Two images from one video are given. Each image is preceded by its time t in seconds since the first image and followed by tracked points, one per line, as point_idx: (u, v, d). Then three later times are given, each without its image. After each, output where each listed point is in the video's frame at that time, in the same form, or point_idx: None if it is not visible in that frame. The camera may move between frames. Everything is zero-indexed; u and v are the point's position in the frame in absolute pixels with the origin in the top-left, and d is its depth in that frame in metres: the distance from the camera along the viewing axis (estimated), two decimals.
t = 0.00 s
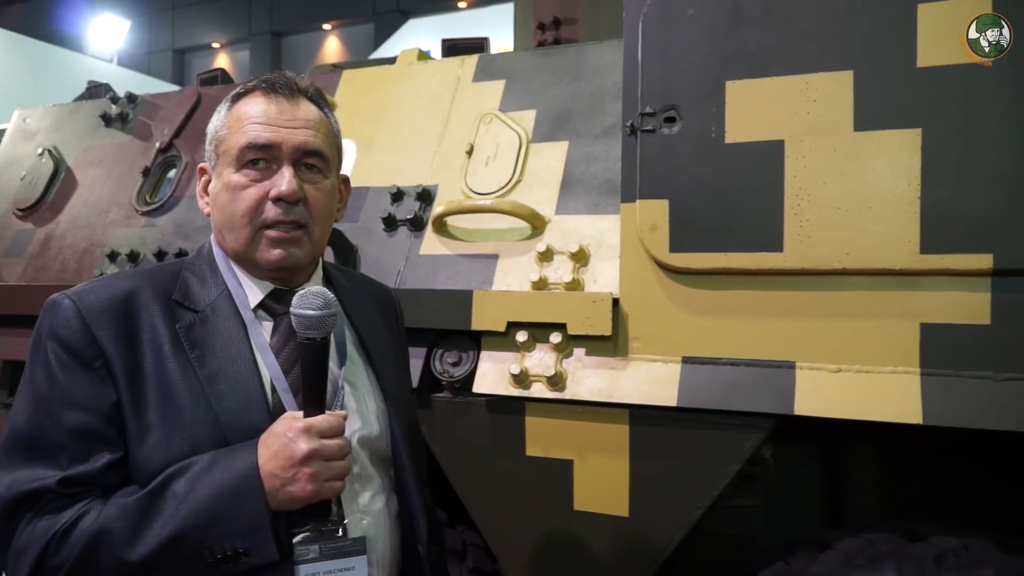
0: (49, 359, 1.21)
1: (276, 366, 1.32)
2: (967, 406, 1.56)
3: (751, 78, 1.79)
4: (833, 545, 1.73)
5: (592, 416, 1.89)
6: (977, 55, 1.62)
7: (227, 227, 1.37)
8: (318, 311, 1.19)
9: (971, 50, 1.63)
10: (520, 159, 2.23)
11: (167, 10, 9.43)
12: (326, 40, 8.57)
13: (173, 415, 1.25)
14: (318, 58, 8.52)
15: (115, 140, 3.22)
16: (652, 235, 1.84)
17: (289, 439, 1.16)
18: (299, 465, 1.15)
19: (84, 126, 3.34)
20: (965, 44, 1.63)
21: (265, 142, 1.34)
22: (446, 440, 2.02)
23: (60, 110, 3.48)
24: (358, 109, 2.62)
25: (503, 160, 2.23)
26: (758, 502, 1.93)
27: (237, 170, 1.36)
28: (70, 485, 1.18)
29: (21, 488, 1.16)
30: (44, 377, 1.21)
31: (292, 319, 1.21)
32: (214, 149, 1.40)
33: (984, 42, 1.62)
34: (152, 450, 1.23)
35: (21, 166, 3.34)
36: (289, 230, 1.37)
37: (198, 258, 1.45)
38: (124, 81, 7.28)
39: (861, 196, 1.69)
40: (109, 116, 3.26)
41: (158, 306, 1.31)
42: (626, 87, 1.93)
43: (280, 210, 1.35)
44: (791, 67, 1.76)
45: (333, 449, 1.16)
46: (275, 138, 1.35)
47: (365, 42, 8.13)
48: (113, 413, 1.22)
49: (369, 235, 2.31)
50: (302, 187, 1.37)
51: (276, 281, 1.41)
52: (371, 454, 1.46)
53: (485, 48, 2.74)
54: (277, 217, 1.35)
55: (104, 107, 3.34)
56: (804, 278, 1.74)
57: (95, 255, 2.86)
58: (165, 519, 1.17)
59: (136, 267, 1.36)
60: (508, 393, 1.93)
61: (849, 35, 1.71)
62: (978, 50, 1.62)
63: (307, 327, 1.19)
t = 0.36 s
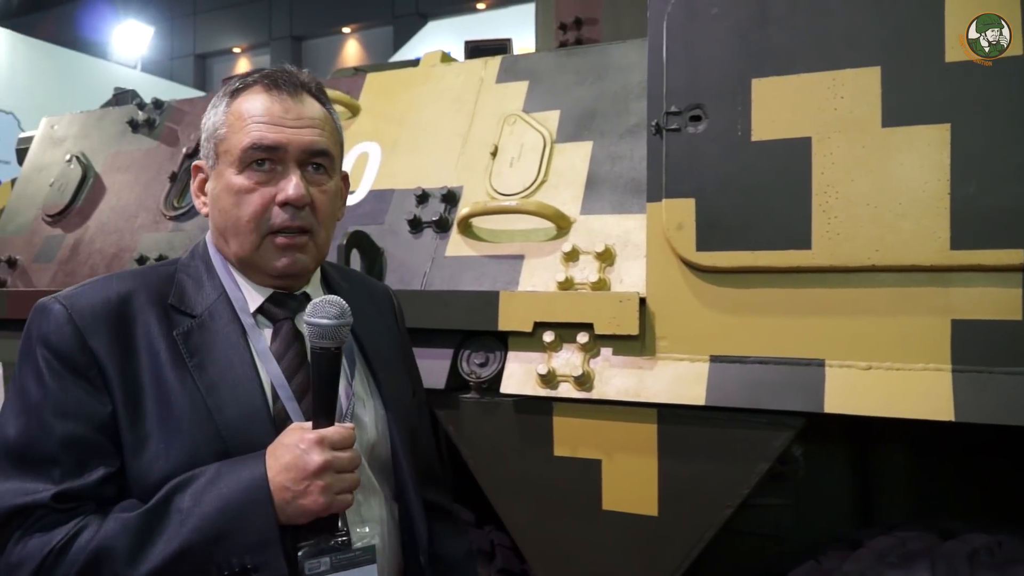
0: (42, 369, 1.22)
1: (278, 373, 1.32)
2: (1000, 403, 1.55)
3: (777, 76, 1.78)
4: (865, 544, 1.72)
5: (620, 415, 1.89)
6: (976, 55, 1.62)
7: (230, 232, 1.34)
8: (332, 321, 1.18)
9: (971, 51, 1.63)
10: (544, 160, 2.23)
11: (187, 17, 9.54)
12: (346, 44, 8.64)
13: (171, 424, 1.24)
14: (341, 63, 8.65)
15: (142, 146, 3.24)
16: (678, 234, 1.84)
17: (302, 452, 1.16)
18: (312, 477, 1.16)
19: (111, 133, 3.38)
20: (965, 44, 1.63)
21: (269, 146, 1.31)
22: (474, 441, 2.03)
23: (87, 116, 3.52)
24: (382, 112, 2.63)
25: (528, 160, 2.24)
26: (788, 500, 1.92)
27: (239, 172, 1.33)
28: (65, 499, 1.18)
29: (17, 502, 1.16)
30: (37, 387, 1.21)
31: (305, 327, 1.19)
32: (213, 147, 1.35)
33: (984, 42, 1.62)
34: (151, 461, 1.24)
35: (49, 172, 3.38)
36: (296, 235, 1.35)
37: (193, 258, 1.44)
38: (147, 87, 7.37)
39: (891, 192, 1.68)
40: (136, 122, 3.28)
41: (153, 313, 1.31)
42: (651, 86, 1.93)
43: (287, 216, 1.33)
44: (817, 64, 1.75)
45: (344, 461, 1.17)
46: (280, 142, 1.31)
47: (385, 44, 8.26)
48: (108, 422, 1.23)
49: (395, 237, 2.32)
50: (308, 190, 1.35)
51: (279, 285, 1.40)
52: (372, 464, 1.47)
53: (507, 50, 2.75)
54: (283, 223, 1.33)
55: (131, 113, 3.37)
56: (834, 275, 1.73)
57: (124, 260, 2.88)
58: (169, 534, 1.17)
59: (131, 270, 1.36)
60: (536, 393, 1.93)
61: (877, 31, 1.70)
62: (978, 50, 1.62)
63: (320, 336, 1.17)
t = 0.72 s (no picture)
0: (43, 379, 1.17)
1: (288, 384, 1.32)
2: (1019, 404, 1.55)
3: (796, 79, 1.79)
4: (882, 545, 1.73)
5: (637, 416, 1.89)
6: (976, 55, 1.64)
7: (251, 242, 1.33)
8: (359, 334, 1.17)
9: (971, 51, 1.65)
10: (562, 162, 2.24)
11: (200, 19, 9.60)
12: (361, 46, 8.70)
13: (185, 434, 1.23)
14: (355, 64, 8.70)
15: (161, 148, 3.26)
16: (697, 236, 1.85)
17: (328, 465, 1.17)
18: (339, 490, 1.18)
19: (131, 135, 3.40)
20: (965, 44, 1.65)
21: (303, 162, 1.30)
22: (492, 442, 2.04)
23: (107, 119, 3.55)
24: (401, 114, 2.65)
25: (546, 163, 2.25)
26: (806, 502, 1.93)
27: (266, 184, 1.31)
28: (74, 514, 1.14)
29: (23, 519, 1.11)
30: (39, 399, 1.16)
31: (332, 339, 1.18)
32: (234, 152, 1.32)
33: (984, 42, 1.64)
34: (162, 473, 1.22)
35: (70, 174, 3.41)
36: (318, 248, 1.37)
37: (188, 260, 1.41)
38: (164, 91, 7.45)
39: (909, 195, 1.69)
40: (156, 125, 3.30)
41: (157, 320, 1.29)
42: (670, 90, 1.94)
43: (314, 231, 1.34)
44: (836, 67, 1.76)
45: (369, 473, 1.19)
46: (314, 158, 1.31)
47: (399, 47, 8.34)
48: (115, 434, 1.20)
49: (413, 240, 2.33)
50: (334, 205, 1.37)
51: (289, 294, 1.40)
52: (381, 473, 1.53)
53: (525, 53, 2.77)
54: (310, 238, 1.34)
55: (151, 116, 3.40)
56: (852, 278, 1.74)
57: (144, 262, 2.90)
58: (192, 549, 1.15)
59: (125, 272, 1.32)
60: (554, 394, 1.95)
61: (896, 34, 1.71)
62: (978, 50, 1.64)
63: (346, 349, 1.16)
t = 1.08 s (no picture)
0: (56, 391, 1.14)
1: (295, 382, 1.37)
2: (1016, 409, 1.57)
3: (800, 85, 1.81)
4: (881, 548, 1.74)
5: (639, 418, 1.91)
6: (976, 56, 1.66)
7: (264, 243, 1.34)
8: (383, 325, 1.25)
9: (972, 50, 1.67)
10: (567, 165, 2.26)
11: (204, 17, 9.60)
12: (364, 46, 8.71)
13: (207, 435, 1.24)
14: (357, 64, 8.71)
15: (166, 147, 3.27)
16: (700, 240, 1.86)
17: (362, 452, 1.24)
18: (373, 476, 1.24)
19: (137, 133, 3.41)
20: (965, 44, 1.67)
21: (317, 160, 1.33)
22: (494, 442, 2.06)
23: (113, 117, 3.55)
24: (406, 115, 2.67)
25: (550, 166, 2.27)
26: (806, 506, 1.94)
27: (279, 184, 1.32)
28: (108, 526, 1.13)
29: (55, 536, 1.09)
30: (53, 412, 1.14)
31: (357, 329, 1.26)
32: (242, 154, 1.30)
33: (984, 42, 1.66)
34: (187, 476, 1.23)
35: (75, 172, 3.41)
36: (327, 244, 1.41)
37: (175, 258, 1.38)
38: (168, 89, 7.47)
39: (911, 201, 1.70)
40: (162, 123, 3.31)
41: (161, 324, 1.27)
42: (675, 94, 1.96)
43: (326, 229, 1.38)
44: (839, 74, 1.78)
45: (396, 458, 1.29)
46: (327, 157, 1.34)
47: (402, 49, 8.35)
48: (135, 441, 1.19)
49: (418, 240, 2.34)
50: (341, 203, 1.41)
51: (292, 290, 1.44)
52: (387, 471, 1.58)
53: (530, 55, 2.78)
54: (322, 235, 1.38)
55: (156, 114, 3.40)
56: (853, 283, 1.75)
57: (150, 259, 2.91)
58: (236, 547, 1.16)
59: (118, 276, 1.29)
60: (557, 395, 1.96)
61: (900, 42, 1.73)
62: (978, 49, 1.67)
63: (369, 339, 1.24)
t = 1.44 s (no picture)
0: (58, 411, 1.15)
1: (295, 387, 1.38)
2: (1014, 408, 1.58)
3: (797, 86, 1.82)
4: (880, 546, 1.75)
5: (638, 418, 1.91)
6: (976, 55, 1.67)
7: (258, 247, 1.35)
8: (383, 331, 1.25)
9: (972, 50, 1.68)
10: (565, 167, 2.27)
11: (200, 20, 9.60)
12: (360, 48, 8.72)
13: (210, 444, 1.26)
14: (353, 66, 8.72)
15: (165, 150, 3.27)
16: (699, 240, 1.87)
17: (365, 457, 1.26)
18: (378, 480, 1.27)
19: (135, 137, 3.41)
20: (965, 44, 1.68)
21: (307, 162, 1.34)
22: (494, 443, 2.07)
23: (111, 120, 3.55)
24: (404, 118, 2.67)
25: (549, 167, 2.27)
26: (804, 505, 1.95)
27: (270, 188, 1.33)
28: (118, 543, 1.14)
29: (65, 556, 1.10)
30: (56, 432, 1.14)
31: (357, 334, 1.26)
32: (232, 159, 1.31)
33: (984, 42, 1.67)
34: (193, 487, 1.25)
35: (73, 175, 3.41)
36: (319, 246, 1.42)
37: (165, 267, 1.38)
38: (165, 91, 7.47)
39: (908, 201, 1.71)
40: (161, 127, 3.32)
41: (160, 335, 1.28)
42: (673, 95, 1.96)
43: (317, 231, 1.39)
44: (836, 75, 1.79)
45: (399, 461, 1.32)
46: (316, 159, 1.35)
47: (398, 51, 8.36)
48: (140, 456, 1.21)
49: (417, 242, 2.35)
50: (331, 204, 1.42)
51: (285, 291, 1.45)
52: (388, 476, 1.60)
53: (528, 57, 2.79)
54: (314, 237, 1.39)
55: (155, 117, 3.41)
56: (851, 283, 1.76)
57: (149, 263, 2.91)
58: (247, 557, 1.17)
59: (112, 289, 1.29)
60: (557, 396, 1.96)
61: (896, 43, 1.74)
62: (978, 49, 1.67)
63: (370, 345, 1.24)
